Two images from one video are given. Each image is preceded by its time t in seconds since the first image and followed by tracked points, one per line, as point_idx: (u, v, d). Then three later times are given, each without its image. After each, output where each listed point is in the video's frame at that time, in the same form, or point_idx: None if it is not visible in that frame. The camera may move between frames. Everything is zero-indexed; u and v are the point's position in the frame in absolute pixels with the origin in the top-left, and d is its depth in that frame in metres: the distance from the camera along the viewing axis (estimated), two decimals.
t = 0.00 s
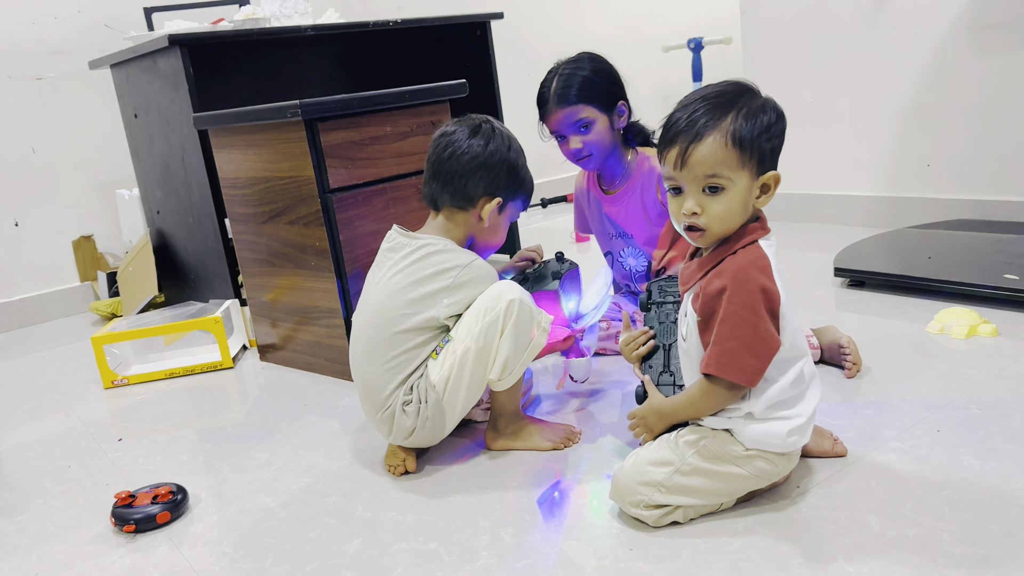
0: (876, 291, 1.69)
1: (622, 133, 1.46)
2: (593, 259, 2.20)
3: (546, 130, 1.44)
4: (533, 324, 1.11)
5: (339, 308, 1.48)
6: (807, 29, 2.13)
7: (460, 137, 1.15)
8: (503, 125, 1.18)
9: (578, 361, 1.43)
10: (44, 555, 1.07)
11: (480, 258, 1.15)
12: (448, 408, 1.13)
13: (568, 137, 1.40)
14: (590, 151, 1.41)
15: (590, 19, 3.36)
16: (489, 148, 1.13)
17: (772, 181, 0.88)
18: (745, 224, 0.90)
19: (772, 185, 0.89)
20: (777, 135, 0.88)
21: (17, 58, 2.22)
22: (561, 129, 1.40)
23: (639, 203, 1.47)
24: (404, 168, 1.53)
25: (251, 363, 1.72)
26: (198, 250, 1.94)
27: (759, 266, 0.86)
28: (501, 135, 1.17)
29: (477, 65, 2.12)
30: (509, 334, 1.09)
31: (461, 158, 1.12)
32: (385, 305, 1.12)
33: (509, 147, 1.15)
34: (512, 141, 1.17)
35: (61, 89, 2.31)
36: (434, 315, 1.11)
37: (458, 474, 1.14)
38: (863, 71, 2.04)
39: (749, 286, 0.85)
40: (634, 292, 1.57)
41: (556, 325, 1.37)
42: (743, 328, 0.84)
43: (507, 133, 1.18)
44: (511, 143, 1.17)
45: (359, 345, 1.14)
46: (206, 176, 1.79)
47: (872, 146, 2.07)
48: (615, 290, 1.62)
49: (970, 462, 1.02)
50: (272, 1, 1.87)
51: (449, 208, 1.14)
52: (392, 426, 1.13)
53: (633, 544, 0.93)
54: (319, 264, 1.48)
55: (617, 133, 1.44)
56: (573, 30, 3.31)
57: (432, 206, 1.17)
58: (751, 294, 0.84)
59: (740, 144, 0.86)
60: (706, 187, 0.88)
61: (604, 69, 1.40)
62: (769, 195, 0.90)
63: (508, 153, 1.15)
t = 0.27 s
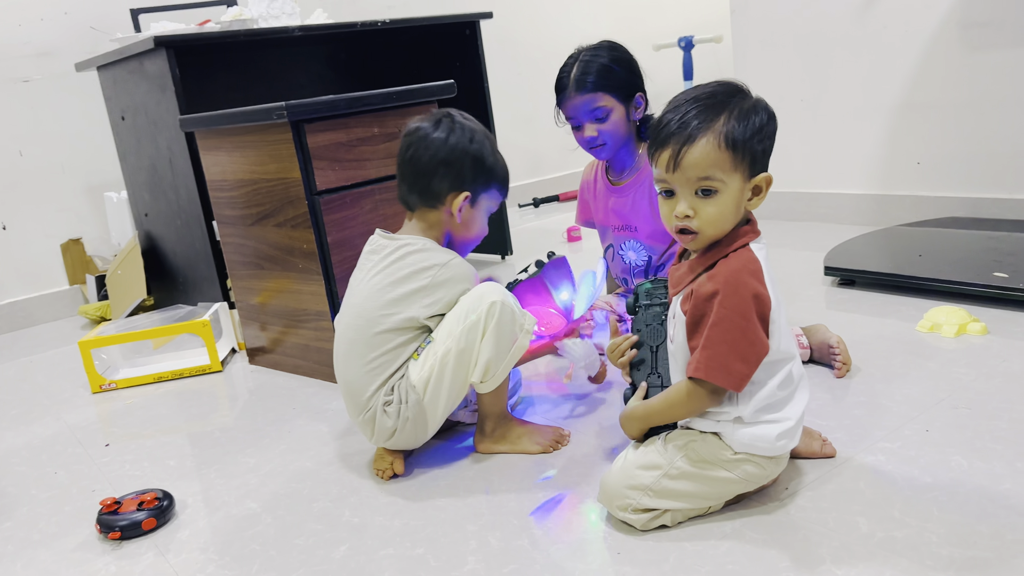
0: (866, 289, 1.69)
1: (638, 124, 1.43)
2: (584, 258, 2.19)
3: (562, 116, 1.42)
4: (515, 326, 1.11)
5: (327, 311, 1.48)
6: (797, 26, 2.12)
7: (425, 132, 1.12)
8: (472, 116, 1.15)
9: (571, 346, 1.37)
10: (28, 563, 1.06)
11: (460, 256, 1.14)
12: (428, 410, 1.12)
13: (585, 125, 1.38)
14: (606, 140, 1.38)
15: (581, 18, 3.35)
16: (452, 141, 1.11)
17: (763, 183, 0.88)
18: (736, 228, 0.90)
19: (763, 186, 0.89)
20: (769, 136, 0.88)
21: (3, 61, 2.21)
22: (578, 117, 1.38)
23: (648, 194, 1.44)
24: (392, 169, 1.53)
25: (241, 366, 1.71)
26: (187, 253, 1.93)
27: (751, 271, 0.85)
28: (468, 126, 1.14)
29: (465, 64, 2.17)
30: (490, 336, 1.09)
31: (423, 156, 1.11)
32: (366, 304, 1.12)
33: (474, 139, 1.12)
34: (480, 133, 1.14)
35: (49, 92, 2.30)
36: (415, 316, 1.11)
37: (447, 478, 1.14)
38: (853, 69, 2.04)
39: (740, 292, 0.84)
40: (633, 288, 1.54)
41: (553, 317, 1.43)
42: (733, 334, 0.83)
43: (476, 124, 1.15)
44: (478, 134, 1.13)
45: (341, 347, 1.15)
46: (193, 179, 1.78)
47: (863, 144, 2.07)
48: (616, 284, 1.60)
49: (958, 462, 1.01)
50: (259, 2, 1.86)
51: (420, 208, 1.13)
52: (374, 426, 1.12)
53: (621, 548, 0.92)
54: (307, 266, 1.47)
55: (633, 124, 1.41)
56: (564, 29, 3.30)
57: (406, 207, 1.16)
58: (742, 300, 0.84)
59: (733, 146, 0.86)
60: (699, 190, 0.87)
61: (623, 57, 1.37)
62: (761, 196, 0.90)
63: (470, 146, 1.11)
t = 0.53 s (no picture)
0: (859, 289, 1.69)
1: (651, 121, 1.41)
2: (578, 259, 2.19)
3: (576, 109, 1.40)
4: (494, 329, 1.10)
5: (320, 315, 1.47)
6: (790, 25, 2.12)
7: (366, 134, 1.12)
8: (413, 110, 1.14)
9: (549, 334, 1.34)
10: (19, 570, 1.05)
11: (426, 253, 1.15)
12: (409, 413, 1.11)
13: (597, 121, 1.37)
14: (617, 138, 1.37)
15: (574, 18, 3.35)
16: (390, 140, 1.10)
17: (757, 186, 0.89)
18: (729, 231, 0.90)
19: (757, 188, 0.89)
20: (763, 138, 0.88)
21: None
22: (591, 112, 1.36)
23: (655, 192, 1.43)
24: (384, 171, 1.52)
25: (234, 370, 1.71)
26: (180, 256, 1.93)
27: (745, 276, 0.85)
28: (409, 122, 1.12)
29: (458, 65, 2.23)
30: (469, 337, 1.08)
31: (365, 158, 1.11)
32: (341, 308, 1.12)
33: (413, 134, 1.10)
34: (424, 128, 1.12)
35: (40, 96, 2.29)
36: (389, 316, 1.11)
37: (439, 481, 1.14)
38: (845, 68, 2.04)
39: (734, 295, 0.84)
40: (633, 286, 1.52)
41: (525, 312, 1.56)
42: (725, 337, 0.83)
43: (417, 118, 1.13)
44: (418, 129, 1.12)
45: (320, 351, 1.15)
46: (185, 182, 1.77)
47: (856, 142, 2.07)
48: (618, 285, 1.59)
49: (950, 462, 1.01)
50: (251, 5, 1.86)
51: (376, 210, 1.14)
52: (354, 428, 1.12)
53: (613, 551, 0.92)
54: (299, 269, 1.47)
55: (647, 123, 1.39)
56: (557, 29, 3.30)
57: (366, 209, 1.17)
58: (736, 304, 0.84)
59: (729, 148, 0.85)
60: (695, 193, 0.87)
61: (637, 55, 1.35)
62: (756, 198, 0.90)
63: (408, 142, 1.10)
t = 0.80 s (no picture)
0: (856, 288, 1.68)
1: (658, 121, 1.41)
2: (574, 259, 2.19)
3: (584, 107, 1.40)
4: (447, 331, 1.04)
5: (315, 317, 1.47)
6: (784, 25, 2.12)
7: (324, 137, 1.14)
8: (370, 110, 1.14)
9: (534, 339, 1.31)
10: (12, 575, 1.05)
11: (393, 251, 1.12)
12: (375, 416, 1.08)
13: (604, 120, 1.36)
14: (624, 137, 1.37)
15: (570, 18, 3.35)
16: (346, 140, 1.11)
17: (753, 184, 0.88)
18: (725, 230, 0.89)
19: (752, 187, 0.89)
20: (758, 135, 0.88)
21: None
22: (599, 110, 1.36)
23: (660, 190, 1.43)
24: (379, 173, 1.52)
25: (229, 372, 1.70)
26: (174, 259, 1.92)
27: (743, 276, 0.85)
28: (365, 123, 1.13)
29: (454, 65, 2.21)
30: (419, 341, 1.03)
31: (326, 161, 1.13)
32: (316, 309, 1.13)
33: (368, 133, 1.11)
34: (382, 127, 1.12)
35: (34, 98, 2.28)
36: (355, 317, 1.10)
37: (436, 484, 1.13)
38: (840, 67, 2.04)
39: (731, 295, 0.84)
40: (632, 285, 1.52)
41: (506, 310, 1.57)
42: (723, 337, 0.83)
43: (375, 117, 1.14)
44: (375, 128, 1.12)
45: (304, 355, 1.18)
46: (179, 184, 1.77)
47: (852, 141, 2.07)
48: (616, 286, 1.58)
49: (946, 461, 1.01)
50: (245, 6, 1.85)
51: (343, 213, 1.15)
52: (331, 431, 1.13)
53: (610, 552, 0.92)
54: (293, 271, 1.46)
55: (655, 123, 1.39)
56: (553, 29, 3.30)
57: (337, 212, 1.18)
58: (733, 303, 0.83)
59: (724, 147, 0.85)
60: (691, 191, 0.87)
61: (645, 54, 1.35)
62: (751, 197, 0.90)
63: (364, 141, 1.11)
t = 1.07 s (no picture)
0: (853, 286, 1.69)
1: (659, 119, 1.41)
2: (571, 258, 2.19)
3: (585, 104, 1.40)
4: (445, 339, 1.03)
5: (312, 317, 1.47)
6: (781, 23, 2.12)
7: (315, 136, 1.13)
8: (360, 108, 1.15)
9: (528, 336, 1.33)
10: None
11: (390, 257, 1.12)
12: (372, 422, 1.08)
13: (605, 117, 1.36)
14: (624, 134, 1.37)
15: (566, 17, 3.35)
16: (339, 140, 1.11)
17: (746, 180, 0.88)
18: (721, 228, 0.89)
19: (745, 184, 0.88)
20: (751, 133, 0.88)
21: None
22: (600, 108, 1.36)
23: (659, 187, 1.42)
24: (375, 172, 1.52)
25: (227, 372, 1.70)
26: (171, 259, 1.92)
27: (742, 273, 0.85)
28: (356, 122, 1.13)
29: (451, 65, 2.22)
30: (417, 348, 1.03)
31: (320, 160, 1.12)
32: (313, 312, 1.13)
33: (360, 132, 1.11)
34: (374, 127, 1.13)
35: (30, 99, 2.28)
36: (349, 323, 1.10)
37: (434, 483, 1.13)
38: (836, 65, 2.04)
39: (733, 293, 0.84)
40: (631, 282, 1.52)
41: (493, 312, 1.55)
42: (729, 334, 0.83)
43: (365, 116, 1.14)
44: (366, 126, 1.12)
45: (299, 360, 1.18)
46: (176, 185, 1.76)
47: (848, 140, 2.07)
48: (617, 282, 1.58)
49: (945, 458, 1.01)
50: (241, 6, 1.85)
51: (336, 213, 1.14)
52: (328, 436, 1.13)
53: (609, 550, 0.92)
54: (291, 271, 1.46)
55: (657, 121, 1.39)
56: (549, 29, 3.30)
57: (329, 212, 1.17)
58: (736, 301, 0.84)
59: (716, 141, 0.85)
60: (682, 182, 0.87)
61: (645, 52, 1.35)
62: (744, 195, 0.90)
63: (356, 141, 1.11)
